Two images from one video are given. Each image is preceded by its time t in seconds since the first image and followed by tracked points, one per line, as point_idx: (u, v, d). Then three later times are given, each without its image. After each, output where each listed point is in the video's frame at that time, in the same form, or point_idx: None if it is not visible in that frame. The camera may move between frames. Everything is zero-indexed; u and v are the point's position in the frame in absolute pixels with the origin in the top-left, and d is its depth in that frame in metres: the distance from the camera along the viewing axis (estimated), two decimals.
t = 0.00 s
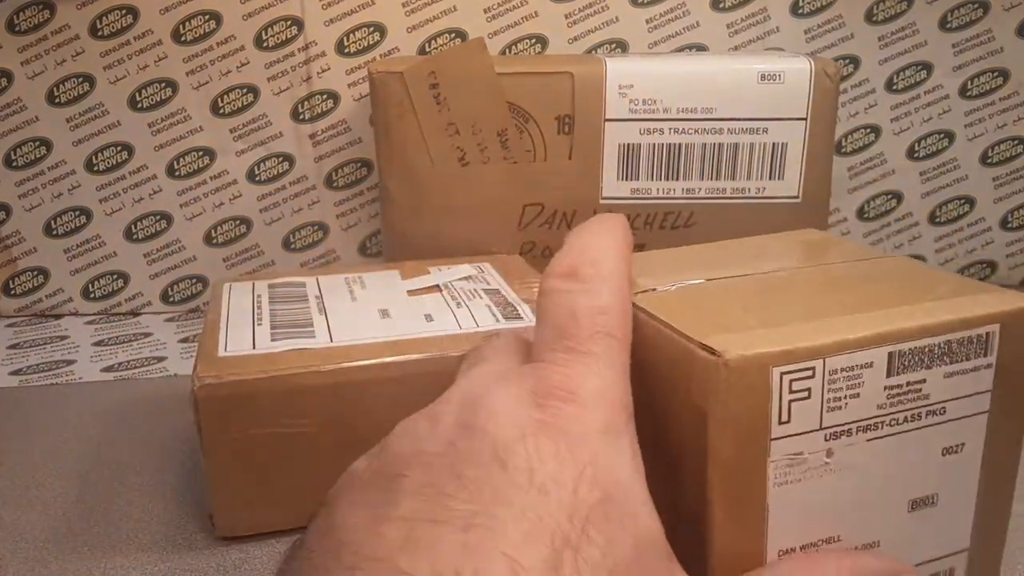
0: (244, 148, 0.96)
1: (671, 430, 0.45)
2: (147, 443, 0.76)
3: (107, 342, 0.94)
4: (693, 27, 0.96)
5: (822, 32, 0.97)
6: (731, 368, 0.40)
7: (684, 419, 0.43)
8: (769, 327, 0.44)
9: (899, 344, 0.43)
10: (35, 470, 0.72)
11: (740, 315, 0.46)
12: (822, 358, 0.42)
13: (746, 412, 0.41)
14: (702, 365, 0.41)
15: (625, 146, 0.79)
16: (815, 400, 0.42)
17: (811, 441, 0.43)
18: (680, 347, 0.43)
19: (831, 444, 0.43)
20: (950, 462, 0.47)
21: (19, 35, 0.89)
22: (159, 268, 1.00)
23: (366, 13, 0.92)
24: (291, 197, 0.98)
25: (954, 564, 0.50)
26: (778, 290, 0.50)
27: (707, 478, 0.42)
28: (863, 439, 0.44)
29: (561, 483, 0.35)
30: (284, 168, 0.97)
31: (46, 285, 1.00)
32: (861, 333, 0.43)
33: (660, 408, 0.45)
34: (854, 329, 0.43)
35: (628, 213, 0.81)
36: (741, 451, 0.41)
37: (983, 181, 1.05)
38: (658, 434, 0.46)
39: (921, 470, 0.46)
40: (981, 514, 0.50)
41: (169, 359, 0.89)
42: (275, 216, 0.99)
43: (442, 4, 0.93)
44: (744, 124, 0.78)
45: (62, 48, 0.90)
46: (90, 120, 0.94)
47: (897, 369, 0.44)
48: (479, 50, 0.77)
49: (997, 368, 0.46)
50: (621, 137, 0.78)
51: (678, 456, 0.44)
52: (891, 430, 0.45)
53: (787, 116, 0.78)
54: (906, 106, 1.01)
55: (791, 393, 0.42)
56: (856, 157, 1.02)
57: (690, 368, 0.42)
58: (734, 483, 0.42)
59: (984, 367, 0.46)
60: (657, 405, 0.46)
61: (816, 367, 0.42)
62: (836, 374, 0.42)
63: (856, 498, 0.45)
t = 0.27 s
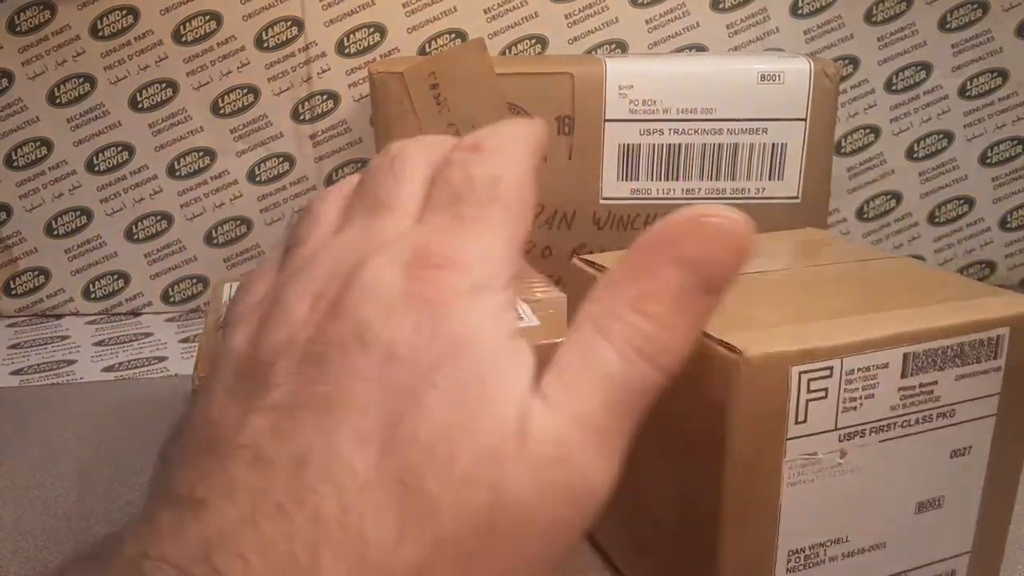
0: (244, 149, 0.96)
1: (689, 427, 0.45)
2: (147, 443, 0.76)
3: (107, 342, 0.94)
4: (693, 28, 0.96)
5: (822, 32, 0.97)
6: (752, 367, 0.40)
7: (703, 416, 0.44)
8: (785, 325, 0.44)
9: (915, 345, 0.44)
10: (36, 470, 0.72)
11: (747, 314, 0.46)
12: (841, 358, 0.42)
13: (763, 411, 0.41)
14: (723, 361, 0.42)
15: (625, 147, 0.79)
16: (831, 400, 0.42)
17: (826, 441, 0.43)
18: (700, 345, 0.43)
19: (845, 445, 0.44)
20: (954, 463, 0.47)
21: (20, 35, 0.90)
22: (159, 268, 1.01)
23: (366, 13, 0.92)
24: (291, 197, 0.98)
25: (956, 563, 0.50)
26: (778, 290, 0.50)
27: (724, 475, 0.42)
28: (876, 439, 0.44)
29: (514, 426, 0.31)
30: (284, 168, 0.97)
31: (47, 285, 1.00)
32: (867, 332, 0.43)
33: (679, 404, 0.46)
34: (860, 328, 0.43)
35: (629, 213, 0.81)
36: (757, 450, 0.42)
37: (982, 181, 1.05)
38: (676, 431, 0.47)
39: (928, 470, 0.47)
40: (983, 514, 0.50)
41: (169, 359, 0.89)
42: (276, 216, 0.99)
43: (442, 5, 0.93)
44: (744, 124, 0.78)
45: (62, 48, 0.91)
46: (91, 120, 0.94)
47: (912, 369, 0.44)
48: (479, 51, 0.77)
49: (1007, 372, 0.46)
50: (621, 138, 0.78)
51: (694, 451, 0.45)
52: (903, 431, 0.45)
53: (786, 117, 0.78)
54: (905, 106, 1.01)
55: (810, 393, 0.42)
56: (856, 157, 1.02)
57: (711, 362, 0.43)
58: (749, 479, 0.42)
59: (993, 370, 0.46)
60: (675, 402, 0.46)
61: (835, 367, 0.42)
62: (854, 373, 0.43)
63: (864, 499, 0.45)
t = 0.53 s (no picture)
0: (244, 149, 0.96)
1: (687, 425, 0.45)
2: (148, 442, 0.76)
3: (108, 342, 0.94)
4: (693, 28, 0.96)
5: (823, 32, 0.97)
6: (754, 366, 0.40)
7: (704, 415, 0.44)
8: (783, 325, 0.44)
9: (918, 345, 0.44)
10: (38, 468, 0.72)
11: (749, 313, 0.46)
12: (843, 357, 0.42)
13: (764, 409, 0.41)
14: (722, 360, 0.42)
15: (625, 147, 0.79)
16: (833, 400, 0.42)
17: (826, 440, 0.43)
18: (701, 343, 0.43)
19: (846, 444, 0.44)
20: (953, 464, 0.47)
21: (20, 35, 0.90)
22: (160, 268, 1.01)
23: (366, 13, 0.92)
24: (291, 197, 0.98)
25: (955, 563, 0.50)
26: (778, 289, 0.50)
27: (724, 475, 0.42)
28: (876, 439, 0.44)
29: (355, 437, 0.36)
30: (284, 169, 0.97)
31: (48, 285, 1.00)
32: (868, 332, 0.43)
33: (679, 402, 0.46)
34: (860, 328, 0.43)
35: (629, 213, 0.81)
36: (758, 448, 0.42)
37: (982, 181, 1.05)
38: (676, 430, 0.47)
39: (928, 470, 0.47)
40: (982, 514, 0.50)
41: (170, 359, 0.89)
42: (276, 216, 0.99)
43: (442, 4, 0.93)
44: (744, 125, 0.78)
45: (62, 48, 0.91)
46: (91, 120, 0.94)
47: (913, 369, 0.44)
48: (479, 51, 0.78)
49: (1008, 372, 0.46)
50: (620, 138, 0.78)
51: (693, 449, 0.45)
52: (904, 430, 0.45)
53: (788, 117, 0.78)
54: (905, 106, 1.01)
55: (811, 392, 0.42)
56: (855, 157, 1.02)
57: (709, 361, 0.43)
58: (746, 478, 0.42)
59: (995, 370, 0.46)
60: (674, 400, 0.46)
61: (836, 366, 0.42)
62: (855, 373, 0.43)
63: (865, 498, 0.45)
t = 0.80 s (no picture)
0: (244, 149, 0.96)
1: (687, 425, 0.46)
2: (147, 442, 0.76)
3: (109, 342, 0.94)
4: (693, 28, 0.96)
5: (823, 32, 0.97)
6: (754, 367, 0.40)
7: (704, 415, 0.44)
8: (783, 325, 0.44)
9: (919, 346, 0.44)
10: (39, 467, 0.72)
11: (749, 314, 0.46)
12: (844, 358, 0.42)
13: (765, 410, 0.41)
14: (722, 360, 0.42)
15: (625, 147, 0.79)
16: (834, 400, 0.42)
17: (827, 441, 0.43)
18: (702, 344, 0.43)
19: (847, 445, 0.44)
20: (954, 464, 0.47)
21: (20, 35, 0.90)
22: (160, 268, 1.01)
23: (366, 13, 0.92)
24: (291, 197, 0.98)
25: (956, 564, 0.50)
26: (778, 289, 0.50)
27: (725, 475, 0.42)
28: (877, 439, 0.44)
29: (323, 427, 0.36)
30: (284, 169, 0.97)
31: (48, 285, 1.00)
32: (868, 332, 0.43)
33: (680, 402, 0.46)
34: (860, 329, 0.43)
35: (630, 214, 0.81)
36: (759, 449, 0.42)
37: (982, 181, 1.05)
38: (676, 430, 0.47)
39: (929, 470, 0.47)
40: (983, 514, 0.50)
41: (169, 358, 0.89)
42: (276, 216, 0.99)
43: (442, 4, 0.93)
44: (745, 125, 0.78)
45: (62, 48, 0.91)
46: (91, 120, 0.94)
47: (914, 370, 0.44)
48: (479, 51, 0.78)
49: (1009, 373, 0.46)
50: (621, 138, 0.78)
51: (694, 449, 0.45)
52: (905, 430, 0.45)
53: (787, 117, 0.78)
54: (905, 106, 1.01)
55: (812, 392, 0.42)
56: (855, 157, 1.02)
57: (710, 362, 0.43)
58: (748, 478, 0.42)
59: (996, 371, 0.46)
60: (676, 401, 0.46)
61: (837, 367, 0.42)
62: (856, 374, 0.43)
63: (866, 499, 0.45)
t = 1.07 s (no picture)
0: (244, 149, 0.96)
1: (687, 425, 0.45)
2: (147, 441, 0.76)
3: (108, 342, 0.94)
4: (693, 28, 0.96)
5: (823, 32, 0.97)
6: (754, 367, 0.40)
7: (704, 415, 0.44)
8: (783, 325, 0.44)
9: (919, 346, 0.44)
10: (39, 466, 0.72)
11: (749, 314, 0.46)
12: (844, 358, 0.42)
13: (765, 410, 0.41)
14: (722, 360, 0.42)
15: (630, 147, 0.79)
16: (834, 400, 0.42)
17: (827, 441, 0.43)
18: (701, 343, 0.43)
19: (847, 445, 0.44)
20: (954, 464, 0.47)
21: (20, 35, 0.90)
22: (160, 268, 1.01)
23: (366, 13, 0.92)
24: (291, 197, 0.98)
25: (955, 564, 0.50)
26: (778, 289, 0.50)
27: (725, 475, 0.42)
28: (877, 439, 0.44)
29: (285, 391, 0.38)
30: (284, 169, 0.97)
31: (48, 285, 1.00)
32: (868, 332, 0.43)
33: (681, 402, 0.46)
34: (860, 329, 0.43)
35: (634, 213, 0.81)
36: (759, 449, 0.42)
37: (982, 181, 1.05)
38: (677, 430, 0.47)
39: (929, 470, 0.47)
40: (983, 514, 0.50)
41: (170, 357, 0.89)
42: (276, 216, 0.99)
43: (442, 4, 0.93)
44: (749, 125, 0.78)
45: (62, 48, 0.91)
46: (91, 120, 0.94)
47: (914, 370, 0.44)
48: (483, 51, 0.78)
49: (1009, 373, 0.46)
50: (625, 138, 0.78)
51: (694, 450, 0.45)
52: (905, 431, 0.45)
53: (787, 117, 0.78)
54: (905, 106, 1.01)
55: (813, 393, 0.42)
56: (855, 157, 1.02)
57: (710, 362, 0.43)
58: (749, 478, 0.42)
59: (996, 371, 0.46)
60: (676, 401, 0.46)
61: (837, 367, 0.42)
62: (856, 374, 0.43)
63: (866, 498, 0.45)
